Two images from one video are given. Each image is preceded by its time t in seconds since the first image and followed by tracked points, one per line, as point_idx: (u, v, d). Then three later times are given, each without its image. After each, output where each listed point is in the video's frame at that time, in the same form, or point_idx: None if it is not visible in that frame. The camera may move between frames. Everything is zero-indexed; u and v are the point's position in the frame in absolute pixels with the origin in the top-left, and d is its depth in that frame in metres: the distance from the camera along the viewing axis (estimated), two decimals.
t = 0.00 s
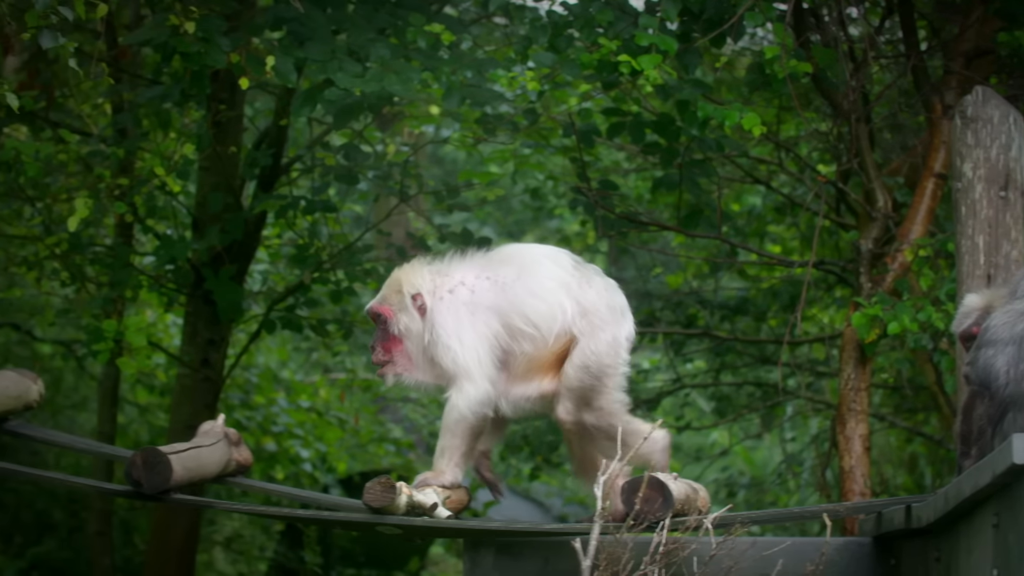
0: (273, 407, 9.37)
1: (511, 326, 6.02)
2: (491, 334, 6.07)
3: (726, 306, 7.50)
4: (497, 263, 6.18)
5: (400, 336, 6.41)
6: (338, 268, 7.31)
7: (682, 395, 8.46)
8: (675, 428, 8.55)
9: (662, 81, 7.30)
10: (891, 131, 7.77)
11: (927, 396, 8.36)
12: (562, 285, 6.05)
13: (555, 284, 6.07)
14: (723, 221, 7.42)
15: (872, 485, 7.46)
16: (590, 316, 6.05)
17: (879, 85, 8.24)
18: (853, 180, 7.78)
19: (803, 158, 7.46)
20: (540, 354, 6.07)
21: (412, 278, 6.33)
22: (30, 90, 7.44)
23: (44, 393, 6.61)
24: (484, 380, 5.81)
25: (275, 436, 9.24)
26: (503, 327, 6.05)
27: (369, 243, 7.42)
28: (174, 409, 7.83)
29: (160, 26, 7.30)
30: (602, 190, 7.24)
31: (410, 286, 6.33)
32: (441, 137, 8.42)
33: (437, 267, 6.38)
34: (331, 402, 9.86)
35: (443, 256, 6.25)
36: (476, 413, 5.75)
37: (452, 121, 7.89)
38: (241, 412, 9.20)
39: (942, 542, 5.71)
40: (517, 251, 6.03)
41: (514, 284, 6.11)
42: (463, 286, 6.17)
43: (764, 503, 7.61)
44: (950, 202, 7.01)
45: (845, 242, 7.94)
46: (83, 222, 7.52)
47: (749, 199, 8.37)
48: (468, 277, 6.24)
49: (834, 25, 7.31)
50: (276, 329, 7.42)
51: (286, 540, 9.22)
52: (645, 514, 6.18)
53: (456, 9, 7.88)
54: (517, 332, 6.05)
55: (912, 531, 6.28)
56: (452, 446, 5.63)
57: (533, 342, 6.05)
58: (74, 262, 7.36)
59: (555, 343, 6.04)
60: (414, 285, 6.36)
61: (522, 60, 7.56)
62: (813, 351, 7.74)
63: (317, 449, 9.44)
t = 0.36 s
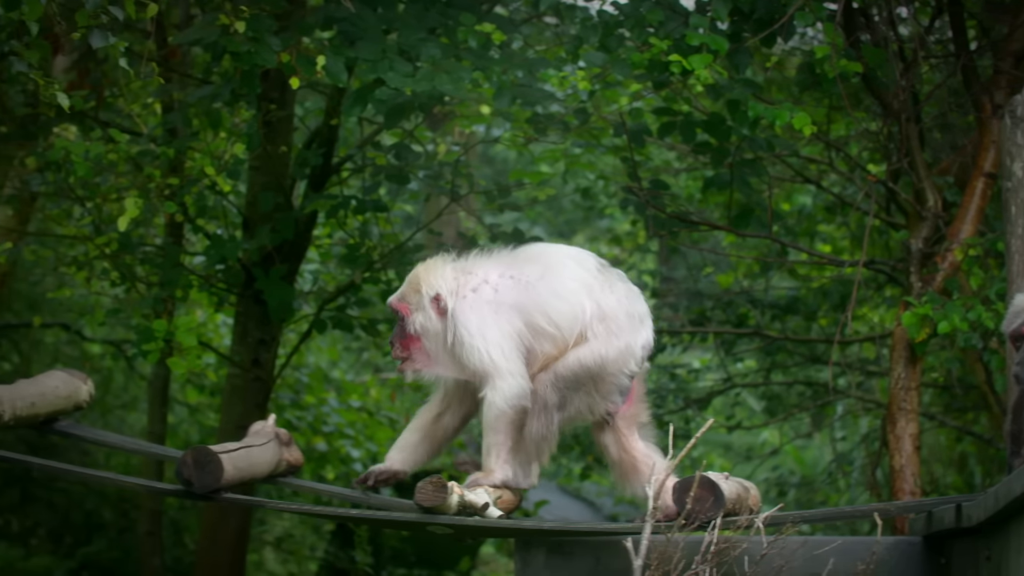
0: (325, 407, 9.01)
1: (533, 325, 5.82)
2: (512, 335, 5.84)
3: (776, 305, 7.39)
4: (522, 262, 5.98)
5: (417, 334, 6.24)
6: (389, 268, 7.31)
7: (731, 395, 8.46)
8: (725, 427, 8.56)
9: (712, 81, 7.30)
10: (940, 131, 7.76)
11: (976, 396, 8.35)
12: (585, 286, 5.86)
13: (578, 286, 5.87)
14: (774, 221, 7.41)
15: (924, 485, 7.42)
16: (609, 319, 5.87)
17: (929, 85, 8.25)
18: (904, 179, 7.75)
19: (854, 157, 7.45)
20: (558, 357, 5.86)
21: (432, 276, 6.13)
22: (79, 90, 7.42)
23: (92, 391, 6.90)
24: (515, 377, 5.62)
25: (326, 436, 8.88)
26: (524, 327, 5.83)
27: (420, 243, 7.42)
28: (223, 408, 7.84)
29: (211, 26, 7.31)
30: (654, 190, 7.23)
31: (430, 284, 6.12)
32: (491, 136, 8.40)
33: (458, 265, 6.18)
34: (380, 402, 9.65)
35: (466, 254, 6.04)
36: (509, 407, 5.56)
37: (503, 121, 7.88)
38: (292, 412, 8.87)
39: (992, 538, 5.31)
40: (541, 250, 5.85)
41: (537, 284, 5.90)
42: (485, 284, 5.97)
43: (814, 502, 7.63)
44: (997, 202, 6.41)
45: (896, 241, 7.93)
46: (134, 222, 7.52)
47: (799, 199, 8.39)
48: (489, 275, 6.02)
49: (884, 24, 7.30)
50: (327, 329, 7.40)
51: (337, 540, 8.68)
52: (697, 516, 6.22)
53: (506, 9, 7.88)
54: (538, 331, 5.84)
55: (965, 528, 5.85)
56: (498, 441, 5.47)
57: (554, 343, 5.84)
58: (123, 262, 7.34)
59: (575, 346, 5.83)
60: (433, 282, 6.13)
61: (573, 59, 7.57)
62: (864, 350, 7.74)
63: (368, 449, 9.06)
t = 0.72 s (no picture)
0: (375, 407, 9.06)
1: (518, 324, 5.76)
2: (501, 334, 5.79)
3: (826, 305, 7.42)
4: (498, 260, 5.90)
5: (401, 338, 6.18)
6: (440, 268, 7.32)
7: (780, 394, 8.47)
8: (774, 427, 8.56)
9: (763, 80, 7.30)
10: (988, 131, 7.75)
11: None
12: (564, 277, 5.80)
13: (557, 277, 5.80)
14: (824, 220, 7.42)
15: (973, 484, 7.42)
16: (591, 304, 5.83)
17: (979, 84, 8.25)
18: (953, 179, 7.72)
19: (903, 157, 7.45)
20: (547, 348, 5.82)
21: (412, 283, 6.03)
22: (129, 90, 7.42)
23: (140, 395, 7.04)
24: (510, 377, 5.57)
25: (377, 436, 8.93)
26: (510, 325, 5.77)
27: (470, 243, 7.42)
28: (272, 408, 7.86)
29: (261, 26, 7.31)
30: (704, 190, 7.24)
31: (410, 291, 6.04)
32: (540, 135, 8.41)
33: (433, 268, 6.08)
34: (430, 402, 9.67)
35: (443, 258, 5.95)
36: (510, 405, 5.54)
37: (552, 120, 7.87)
38: (342, 412, 8.91)
39: None
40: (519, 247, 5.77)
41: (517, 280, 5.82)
42: (466, 287, 5.88)
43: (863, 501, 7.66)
44: None
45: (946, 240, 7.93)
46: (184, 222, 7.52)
47: (849, 199, 8.40)
48: (468, 275, 5.93)
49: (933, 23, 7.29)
50: (377, 329, 7.40)
51: (387, 541, 8.89)
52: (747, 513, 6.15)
53: (556, 8, 7.87)
54: (524, 329, 5.80)
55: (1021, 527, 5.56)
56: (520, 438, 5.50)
57: (540, 337, 5.79)
58: (173, 262, 7.34)
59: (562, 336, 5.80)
60: (414, 289, 6.04)
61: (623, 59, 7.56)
62: (914, 349, 7.76)
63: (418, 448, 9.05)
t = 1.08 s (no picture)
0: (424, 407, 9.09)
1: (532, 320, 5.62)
2: (511, 329, 5.67)
3: (876, 305, 7.42)
4: (516, 253, 5.77)
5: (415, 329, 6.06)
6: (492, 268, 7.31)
7: (829, 395, 8.48)
8: (823, 427, 8.57)
9: (813, 80, 7.31)
10: None
11: None
12: (582, 272, 5.69)
13: (575, 274, 5.70)
14: (874, 220, 7.42)
15: None
16: (610, 299, 5.75)
17: None
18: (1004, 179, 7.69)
19: (954, 157, 7.45)
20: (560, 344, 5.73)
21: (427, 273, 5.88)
22: (179, 90, 7.42)
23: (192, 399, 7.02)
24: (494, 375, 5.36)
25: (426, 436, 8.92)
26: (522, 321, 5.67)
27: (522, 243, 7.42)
28: (323, 408, 7.86)
29: (311, 26, 7.30)
30: (755, 190, 7.25)
31: (426, 282, 5.89)
32: (592, 136, 8.42)
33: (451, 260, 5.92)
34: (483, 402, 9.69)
35: (458, 250, 5.81)
36: (470, 401, 5.27)
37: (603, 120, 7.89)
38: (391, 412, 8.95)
39: None
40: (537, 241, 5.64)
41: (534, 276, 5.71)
42: (480, 279, 5.73)
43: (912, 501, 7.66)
44: None
45: (998, 241, 7.92)
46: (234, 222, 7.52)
47: (900, 199, 8.42)
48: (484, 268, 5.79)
49: (983, 23, 7.26)
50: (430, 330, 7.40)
51: (437, 540, 8.73)
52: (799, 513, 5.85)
53: (607, 9, 7.88)
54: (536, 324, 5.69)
55: None
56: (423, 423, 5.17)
57: (554, 332, 5.69)
58: (224, 262, 7.33)
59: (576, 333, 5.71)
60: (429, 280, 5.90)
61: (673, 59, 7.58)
62: (963, 349, 7.77)
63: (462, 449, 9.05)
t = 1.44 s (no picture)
0: (466, 408, 9.09)
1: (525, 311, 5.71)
2: (502, 319, 5.76)
3: (920, 305, 7.42)
4: (513, 246, 5.87)
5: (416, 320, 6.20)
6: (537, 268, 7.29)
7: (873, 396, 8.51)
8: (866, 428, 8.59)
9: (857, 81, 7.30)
10: None
11: None
12: (577, 267, 5.73)
13: (570, 269, 5.75)
14: (919, 221, 7.40)
15: None
16: (607, 299, 5.73)
17: None
18: None
19: (998, 158, 7.44)
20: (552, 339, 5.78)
21: (428, 262, 6.04)
22: (223, 89, 7.40)
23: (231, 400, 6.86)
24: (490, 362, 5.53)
25: (472, 437, 8.93)
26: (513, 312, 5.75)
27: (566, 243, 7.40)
28: (367, 409, 7.85)
29: (355, 26, 7.29)
30: (799, 190, 7.25)
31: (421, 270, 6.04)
32: (635, 137, 8.43)
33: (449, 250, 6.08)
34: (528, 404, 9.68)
35: (458, 239, 5.96)
36: (457, 391, 5.49)
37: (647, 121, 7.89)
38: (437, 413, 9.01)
39: None
40: (531, 234, 5.73)
41: (529, 269, 5.79)
42: (476, 268, 5.88)
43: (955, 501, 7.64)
44: None
45: None
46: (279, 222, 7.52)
47: (942, 199, 8.43)
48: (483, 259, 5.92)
49: None
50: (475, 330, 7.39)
51: (481, 541, 8.74)
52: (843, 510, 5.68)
53: (651, 9, 7.89)
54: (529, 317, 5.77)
55: None
56: (421, 420, 5.41)
57: (548, 326, 5.74)
58: (268, 263, 7.32)
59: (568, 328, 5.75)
60: (430, 268, 6.06)
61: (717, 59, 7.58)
62: (1007, 349, 7.78)
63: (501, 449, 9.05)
